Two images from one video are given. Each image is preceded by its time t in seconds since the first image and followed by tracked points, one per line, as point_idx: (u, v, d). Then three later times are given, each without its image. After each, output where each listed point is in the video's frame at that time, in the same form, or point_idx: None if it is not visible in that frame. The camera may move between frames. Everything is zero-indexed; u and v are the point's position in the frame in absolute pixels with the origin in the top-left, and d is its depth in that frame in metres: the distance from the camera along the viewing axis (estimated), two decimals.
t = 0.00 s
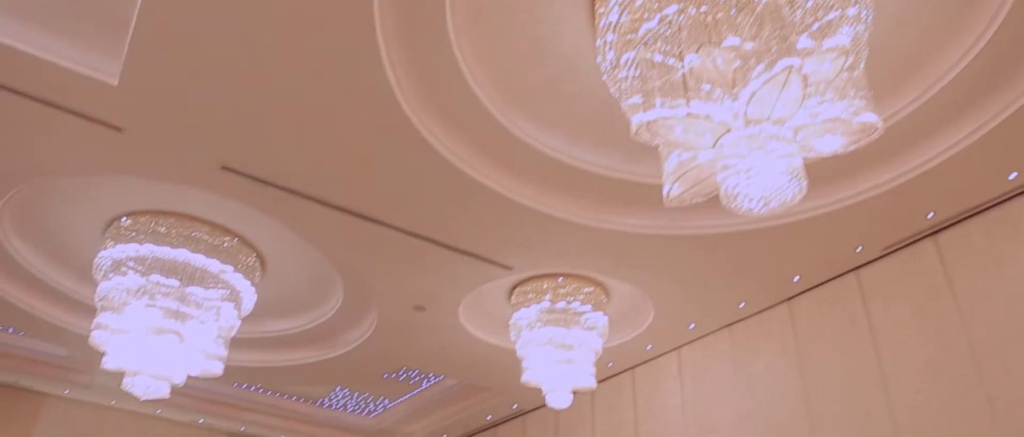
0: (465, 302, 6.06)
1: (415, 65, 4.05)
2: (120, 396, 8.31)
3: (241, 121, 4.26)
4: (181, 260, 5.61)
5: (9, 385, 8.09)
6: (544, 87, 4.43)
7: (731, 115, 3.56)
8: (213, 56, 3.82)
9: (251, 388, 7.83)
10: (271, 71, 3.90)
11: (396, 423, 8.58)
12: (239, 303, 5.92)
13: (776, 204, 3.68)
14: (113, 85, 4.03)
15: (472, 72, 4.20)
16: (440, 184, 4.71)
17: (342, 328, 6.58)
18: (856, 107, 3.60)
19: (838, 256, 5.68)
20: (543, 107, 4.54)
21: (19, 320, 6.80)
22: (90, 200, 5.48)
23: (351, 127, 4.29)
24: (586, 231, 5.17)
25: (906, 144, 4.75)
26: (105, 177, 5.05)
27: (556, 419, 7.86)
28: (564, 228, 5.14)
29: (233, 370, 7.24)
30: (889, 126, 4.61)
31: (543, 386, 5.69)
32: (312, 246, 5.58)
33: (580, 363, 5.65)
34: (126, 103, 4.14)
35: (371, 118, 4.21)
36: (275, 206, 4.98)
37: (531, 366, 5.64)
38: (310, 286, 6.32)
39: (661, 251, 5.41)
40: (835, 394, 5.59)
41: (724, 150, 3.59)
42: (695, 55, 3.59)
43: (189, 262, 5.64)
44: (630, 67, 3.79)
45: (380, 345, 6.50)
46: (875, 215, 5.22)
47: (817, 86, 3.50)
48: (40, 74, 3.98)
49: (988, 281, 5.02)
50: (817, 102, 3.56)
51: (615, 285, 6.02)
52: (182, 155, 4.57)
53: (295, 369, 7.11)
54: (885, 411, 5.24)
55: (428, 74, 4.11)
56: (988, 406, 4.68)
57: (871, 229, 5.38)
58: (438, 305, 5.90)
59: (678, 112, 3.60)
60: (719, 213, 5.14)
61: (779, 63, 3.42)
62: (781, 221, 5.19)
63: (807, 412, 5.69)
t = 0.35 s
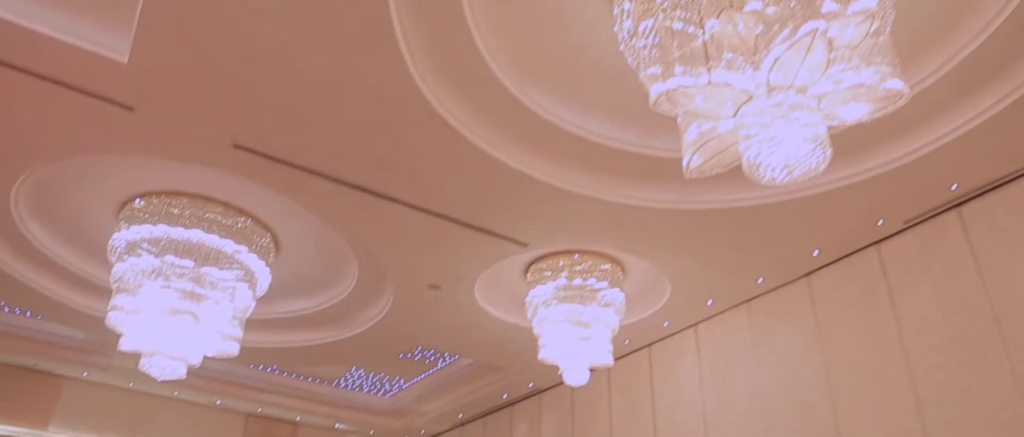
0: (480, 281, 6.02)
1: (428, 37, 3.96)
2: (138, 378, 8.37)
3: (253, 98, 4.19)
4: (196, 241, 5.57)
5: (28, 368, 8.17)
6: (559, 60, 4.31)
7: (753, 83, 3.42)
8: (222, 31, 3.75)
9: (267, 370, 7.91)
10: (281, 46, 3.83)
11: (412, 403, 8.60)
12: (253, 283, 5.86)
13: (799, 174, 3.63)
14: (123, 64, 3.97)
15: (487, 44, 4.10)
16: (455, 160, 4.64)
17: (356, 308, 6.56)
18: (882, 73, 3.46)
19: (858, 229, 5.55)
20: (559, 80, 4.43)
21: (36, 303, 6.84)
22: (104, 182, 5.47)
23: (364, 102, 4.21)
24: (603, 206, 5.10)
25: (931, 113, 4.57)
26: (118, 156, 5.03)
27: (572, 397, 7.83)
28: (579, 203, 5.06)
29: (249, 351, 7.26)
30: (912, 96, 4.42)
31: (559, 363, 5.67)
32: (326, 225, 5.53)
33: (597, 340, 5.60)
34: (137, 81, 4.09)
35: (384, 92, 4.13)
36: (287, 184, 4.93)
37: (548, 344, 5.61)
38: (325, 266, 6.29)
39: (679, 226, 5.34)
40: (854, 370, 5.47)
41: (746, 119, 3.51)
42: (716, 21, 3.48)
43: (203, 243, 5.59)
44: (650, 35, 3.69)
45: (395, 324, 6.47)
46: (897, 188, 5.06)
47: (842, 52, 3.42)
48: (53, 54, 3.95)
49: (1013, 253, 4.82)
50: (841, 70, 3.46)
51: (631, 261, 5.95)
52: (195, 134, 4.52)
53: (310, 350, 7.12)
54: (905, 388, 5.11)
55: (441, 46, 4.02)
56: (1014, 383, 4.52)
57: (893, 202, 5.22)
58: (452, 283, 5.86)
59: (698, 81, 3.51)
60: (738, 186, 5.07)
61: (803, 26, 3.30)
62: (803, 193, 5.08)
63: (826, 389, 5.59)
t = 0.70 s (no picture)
0: (496, 258, 5.97)
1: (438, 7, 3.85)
2: (153, 360, 8.40)
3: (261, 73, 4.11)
4: (208, 221, 5.54)
5: (44, 351, 8.22)
6: (573, 30, 4.19)
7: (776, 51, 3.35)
8: (228, 5, 3.66)
9: (282, 351, 7.94)
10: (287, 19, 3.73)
11: (426, 383, 8.60)
12: (266, 263, 5.84)
13: (823, 142, 3.49)
14: (130, 40, 3.90)
15: (499, 14, 3.98)
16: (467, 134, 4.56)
17: (370, 288, 6.54)
18: (910, 37, 3.32)
19: (878, 204, 5.41)
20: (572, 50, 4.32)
21: (49, 285, 6.85)
22: (116, 163, 5.43)
23: (373, 76, 4.12)
24: (619, 181, 5.01)
25: (955, 82, 4.39)
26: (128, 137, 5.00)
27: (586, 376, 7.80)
28: (594, 177, 4.98)
29: (263, 331, 7.26)
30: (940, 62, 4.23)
31: (575, 341, 5.58)
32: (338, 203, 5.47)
33: (613, 317, 5.51)
34: (145, 58, 4.02)
35: (394, 66, 4.04)
36: (299, 162, 4.87)
37: (564, 322, 5.53)
38: (337, 245, 6.25)
39: (697, 200, 5.25)
40: (874, 345, 5.35)
41: (767, 88, 3.45)
42: None
43: (216, 223, 5.56)
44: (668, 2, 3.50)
45: (408, 303, 6.44)
46: (922, 160, 4.90)
47: (867, 16, 3.31)
48: (57, 30, 3.88)
49: None
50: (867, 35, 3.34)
51: (647, 237, 5.89)
52: (204, 112, 4.46)
53: (323, 330, 7.11)
54: (927, 363, 4.98)
55: (452, 17, 3.92)
56: None
57: (916, 173, 5.06)
58: (467, 260, 5.81)
59: (720, 47, 3.35)
60: (758, 158, 5.00)
61: None
62: (823, 166, 4.94)
63: (846, 365, 5.47)
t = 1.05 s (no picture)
0: (509, 237, 5.91)
1: None
2: (168, 343, 8.43)
3: (271, 50, 4.04)
4: (220, 201, 5.49)
5: (60, 333, 8.28)
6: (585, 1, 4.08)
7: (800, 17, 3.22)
8: None
9: (296, 333, 7.95)
10: None
11: (439, 363, 8.60)
12: (279, 243, 5.79)
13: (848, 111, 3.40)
14: (140, 17, 3.84)
15: None
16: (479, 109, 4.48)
17: (383, 268, 6.50)
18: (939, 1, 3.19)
19: (898, 178, 5.30)
20: (586, 22, 4.21)
21: (64, 268, 6.86)
22: (126, 143, 5.39)
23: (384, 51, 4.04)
24: (634, 155, 4.94)
25: (980, 49, 4.23)
26: (139, 116, 4.94)
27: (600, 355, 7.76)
28: (608, 152, 4.89)
29: (276, 313, 7.24)
30: (968, 30, 4.08)
31: (589, 319, 5.56)
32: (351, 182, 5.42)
33: (627, 295, 5.48)
34: (154, 35, 3.96)
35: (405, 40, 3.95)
36: (310, 139, 4.81)
37: (578, 300, 5.50)
38: (350, 225, 6.21)
39: (713, 175, 5.16)
40: (895, 320, 5.26)
41: (790, 57, 3.32)
42: None
43: (228, 203, 5.51)
44: None
45: (422, 282, 6.41)
46: (944, 132, 4.78)
47: None
48: (67, 8, 3.82)
49: None
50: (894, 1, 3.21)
51: (662, 214, 5.81)
52: (215, 91, 4.40)
53: (336, 311, 7.09)
54: (949, 339, 4.88)
55: None
56: None
57: (939, 146, 4.94)
58: (480, 238, 5.75)
59: (741, 15, 3.22)
60: (777, 130, 4.89)
61: None
62: (843, 139, 4.83)
63: (865, 341, 5.38)
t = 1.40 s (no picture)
0: (522, 216, 5.84)
1: None
2: (181, 325, 8.44)
3: (279, 26, 3.96)
4: (230, 182, 5.45)
5: (74, 317, 8.31)
6: None
7: None
8: None
9: (308, 314, 7.95)
10: None
11: (452, 344, 8.59)
12: (291, 223, 5.74)
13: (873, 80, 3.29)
14: None
15: None
16: (490, 84, 4.38)
17: (395, 248, 6.45)
18: None
19: (919, 152, 5.16)
20: None
21: (76, 251, 6.87)
22: (134, 124, 5.35)
23: (393, 26, 3.94)
24: (648, 131, 4.84)
25: (1008, 16, 4.07)
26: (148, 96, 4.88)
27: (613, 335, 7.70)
28: (622, 128, 4.80)
29: (287, 293, 7.21)
30: None
31: (604, 298, 5.52)
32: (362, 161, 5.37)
33: (642, 273, 5.43)
34: (162, 12, 3.89)
35: (414, 14, 3.85)
36: (320, 117, 4.74)
37: (593, 277, 5.45)
38: (362, 205, 6.16)
39: (730, 151, 5.07)
40: (916, 296, 5.16)
41: (813, 24, 3.18)
42: None
43: (238, 183, 5.46)
44: None
45: (435, 262, 6.36)
46: (968, 104, 4.64)
47: None
48: None
49: None
50: None
51: (676, 191, 5.73)
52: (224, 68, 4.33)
53: (347, 291, 7.06)
54: (971, 316, 4.79)
55: None
56: None
57: (962, 118, 4.80)
58: (492, 217, 5.69)
59: None
60: (795, 104, 4.77)
61: None
62: (865, 112, 4.70)
63: (884, 319, 5.30)
